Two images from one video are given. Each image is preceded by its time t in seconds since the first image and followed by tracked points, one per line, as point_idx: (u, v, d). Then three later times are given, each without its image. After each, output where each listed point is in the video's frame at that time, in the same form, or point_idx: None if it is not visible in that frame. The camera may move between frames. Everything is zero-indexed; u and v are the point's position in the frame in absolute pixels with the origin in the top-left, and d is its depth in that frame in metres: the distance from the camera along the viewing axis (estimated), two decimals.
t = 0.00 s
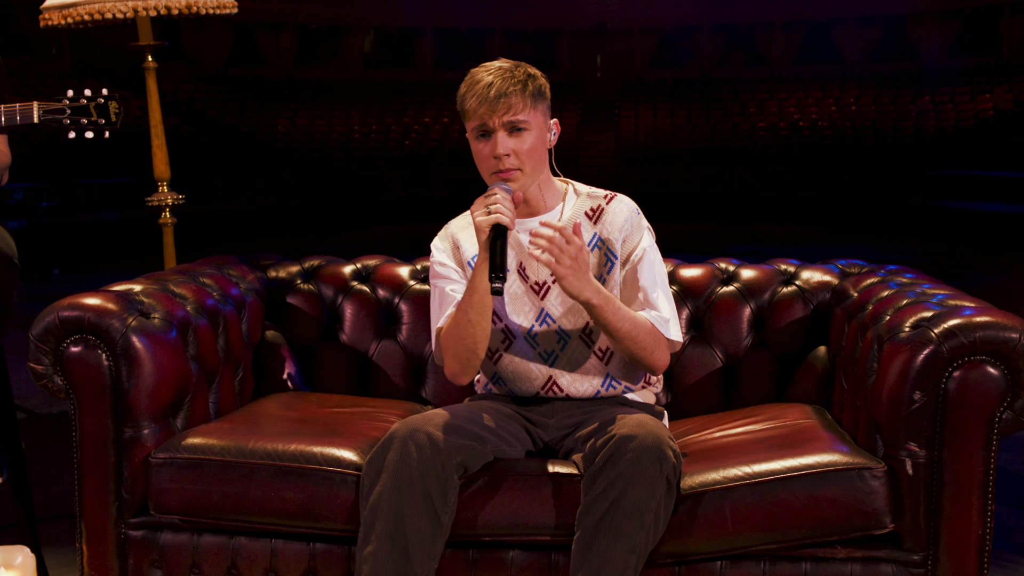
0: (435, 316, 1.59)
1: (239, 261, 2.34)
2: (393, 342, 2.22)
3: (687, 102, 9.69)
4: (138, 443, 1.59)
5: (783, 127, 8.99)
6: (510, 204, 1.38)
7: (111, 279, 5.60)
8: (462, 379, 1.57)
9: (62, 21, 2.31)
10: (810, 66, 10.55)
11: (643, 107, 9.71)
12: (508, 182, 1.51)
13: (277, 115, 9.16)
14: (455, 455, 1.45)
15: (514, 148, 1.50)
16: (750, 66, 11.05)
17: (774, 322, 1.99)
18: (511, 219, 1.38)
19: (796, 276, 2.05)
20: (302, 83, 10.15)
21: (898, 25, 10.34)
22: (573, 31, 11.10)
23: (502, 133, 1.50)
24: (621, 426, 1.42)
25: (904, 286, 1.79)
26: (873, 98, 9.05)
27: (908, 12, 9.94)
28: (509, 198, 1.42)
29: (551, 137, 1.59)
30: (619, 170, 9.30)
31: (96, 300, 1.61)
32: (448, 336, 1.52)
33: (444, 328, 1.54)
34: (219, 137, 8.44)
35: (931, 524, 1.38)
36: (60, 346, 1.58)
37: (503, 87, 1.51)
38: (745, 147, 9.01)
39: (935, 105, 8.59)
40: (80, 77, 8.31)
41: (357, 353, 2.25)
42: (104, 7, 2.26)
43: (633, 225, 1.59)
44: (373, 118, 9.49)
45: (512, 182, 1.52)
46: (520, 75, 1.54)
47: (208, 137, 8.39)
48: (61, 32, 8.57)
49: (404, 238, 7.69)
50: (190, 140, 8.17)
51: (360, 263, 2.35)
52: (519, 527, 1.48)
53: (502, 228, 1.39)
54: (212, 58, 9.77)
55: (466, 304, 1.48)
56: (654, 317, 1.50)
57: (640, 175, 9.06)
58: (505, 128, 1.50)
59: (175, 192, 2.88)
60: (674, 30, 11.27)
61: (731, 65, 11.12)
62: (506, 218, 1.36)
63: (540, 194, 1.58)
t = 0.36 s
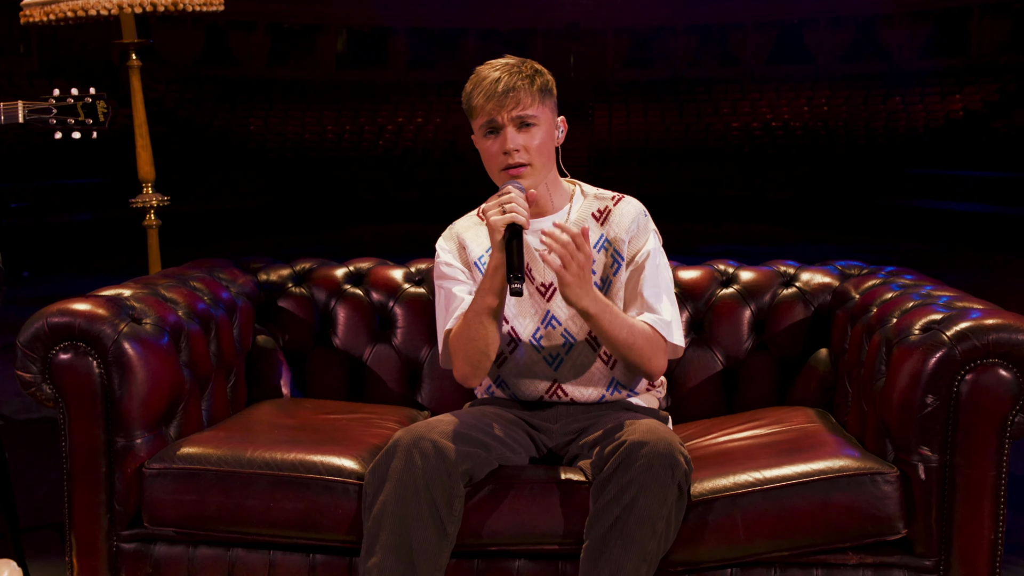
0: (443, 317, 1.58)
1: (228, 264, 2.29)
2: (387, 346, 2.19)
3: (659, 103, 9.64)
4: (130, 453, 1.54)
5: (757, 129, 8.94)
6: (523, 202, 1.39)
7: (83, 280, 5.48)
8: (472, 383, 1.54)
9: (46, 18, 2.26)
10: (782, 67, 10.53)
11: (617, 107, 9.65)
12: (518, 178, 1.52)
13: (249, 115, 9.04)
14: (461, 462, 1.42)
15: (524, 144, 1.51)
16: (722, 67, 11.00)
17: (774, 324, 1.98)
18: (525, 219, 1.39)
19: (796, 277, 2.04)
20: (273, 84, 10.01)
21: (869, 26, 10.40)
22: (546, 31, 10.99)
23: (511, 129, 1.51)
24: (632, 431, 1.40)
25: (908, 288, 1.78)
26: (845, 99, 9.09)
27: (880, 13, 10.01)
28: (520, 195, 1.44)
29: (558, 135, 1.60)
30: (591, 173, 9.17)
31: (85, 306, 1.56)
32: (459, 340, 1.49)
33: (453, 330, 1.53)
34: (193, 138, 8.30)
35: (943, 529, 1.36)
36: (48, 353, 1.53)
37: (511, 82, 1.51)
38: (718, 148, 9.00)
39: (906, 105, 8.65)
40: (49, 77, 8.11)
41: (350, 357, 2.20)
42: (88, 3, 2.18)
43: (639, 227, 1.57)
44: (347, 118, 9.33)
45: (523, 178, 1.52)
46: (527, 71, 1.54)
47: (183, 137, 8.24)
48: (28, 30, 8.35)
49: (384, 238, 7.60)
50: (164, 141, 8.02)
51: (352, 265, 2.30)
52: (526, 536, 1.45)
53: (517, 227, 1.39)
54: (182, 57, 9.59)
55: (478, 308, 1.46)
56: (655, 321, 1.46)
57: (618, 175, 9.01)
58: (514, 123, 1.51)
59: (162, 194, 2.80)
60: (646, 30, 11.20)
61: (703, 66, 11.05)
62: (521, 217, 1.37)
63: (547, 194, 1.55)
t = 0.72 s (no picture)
0: (447, 321, 1.57)
1: (217, 269, 2.24)
2: (381, 352, 2.14)
3: (633, 104, 9.60)
4: (122, 466, 1.49)
5: (729, 130, 8.91)
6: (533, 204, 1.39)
7: (53, 284, 5.33)
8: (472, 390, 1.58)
9: (25, 15, 2.18)
10: (755, 70, 10.50)
11: (591, 108, 9.59)
12: (524, 178, 1.52)
13: (220, 115, 8.90)
14: (466, 473, 1.39)
15: (532, 143, 1.51)
16: (695, 69, 10.96)
17: (774, 328, 1.97)
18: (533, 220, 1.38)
19: (794, 281, 2.02)
20: (244, 84, 9.85)
21: (839, 28, 10.43)
22: (519, 32, 10.83)
23: (518, 128, 1.51)
24: (641, 440, 1.38)
25: (907, 291, 1.78)
26: (817, 99, 9.09)
27: (849, 14, 10.06)
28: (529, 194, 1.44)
29: (562, 134, 1.61)
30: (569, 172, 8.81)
31: (75, 314, 1.51)
32: (464, 345, 1.48)
33: (458, 335, 1.52)
34: (166, 139, 8.16)
35: (955, 536, 1.35)
36: (34, 363, 1.48)
37: (516, 82, 1.52)
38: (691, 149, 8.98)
39: (877, 107, 8.68)
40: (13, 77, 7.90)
41: (343, 364, 2.16)
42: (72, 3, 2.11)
43: (646, 233, 1.57)
44: (318, 118, 9.19)
45: (531, 178, 1.52)
46: (531, 70, 1.54)
47: (155, 139, 8.10)
48: None
49: (362, 240, 7.50)
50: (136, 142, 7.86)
51: (344, 270, 2.26)
52: (531, 547, 1.42)
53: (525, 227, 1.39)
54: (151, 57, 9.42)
55: (485, 311, 1.45)
56: (664, 336, 1.48)
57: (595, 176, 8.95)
58: (521, 123, 1.51)
59: (145, 197, 2.73)
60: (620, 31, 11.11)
61: (676, 67, 10.99)
62: (531, 219, 1.37)
63: (554, 197, 1.57)
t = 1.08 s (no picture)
0: (449, 328, 1.56)
1: (204, 274, 2.19)
2: (373, 358, 2.10)
3: (604, 106, 9.61)
4: (112, 478, 1.45)
5: (700, 130, 8.95)
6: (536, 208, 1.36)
7: (23, 287, 5.21)
8: (476, 398, 1.58)
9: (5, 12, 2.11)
10: (724, 71, 10.54)
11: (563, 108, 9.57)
12: (524, 181, 1.49)
13: (190, 115, 8.80)
14: (472, 483, 1.36)
15: (530, 146, 1.48)
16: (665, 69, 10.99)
17: (772, 331, 1.95)
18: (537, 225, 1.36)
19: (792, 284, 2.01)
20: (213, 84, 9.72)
21: (808, 29, 10.50)
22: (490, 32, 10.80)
23: (516, 131, 1.48)
24: (648, 448, 1.35)
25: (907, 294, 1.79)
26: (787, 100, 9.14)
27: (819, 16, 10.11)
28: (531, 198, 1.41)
29: (564, 135, 1.58)
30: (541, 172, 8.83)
31: (63, 321, 1.46)
32: (469, 350, 1.47)
33: (462, 340, 1.51)
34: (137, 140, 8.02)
35: (964, 542, 1.34)
36: (18, 372, 1.42)
37: (514, 84, 1.49)
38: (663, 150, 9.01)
39: (846, 109, 8.77)
40: None
41: (334, 370, 2.12)
42: None
43: (652, 238, 1.58)
44: (289, 119, 9.11)
45: (531, 180, 1.49)
46: (530, 70, 1.51)
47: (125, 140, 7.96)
48: None
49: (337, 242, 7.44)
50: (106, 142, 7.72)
51: (335, 274, 2.22)
52: (537, 557, 1.39)
53: (529, 233, 1.36)
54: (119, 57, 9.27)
55: (490, 315, 1.43)
56: (669, 342, 1.49)
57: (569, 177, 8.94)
58: (519, 125, 1.48)
59: (127, 200, 2.65)
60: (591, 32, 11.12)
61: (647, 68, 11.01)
62: (535, 224, 1.34)
63: (557, 201, 1.57)
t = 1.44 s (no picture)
0: (443, 331, 1.53)
1: (186, 279, 2.14)
2: (361, 364, 2.06)
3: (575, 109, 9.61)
4: (95, 492, 1.40)
5: (670, 133, 8.99)
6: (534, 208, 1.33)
7: None
8: (469, 404, 1.55)
9: None
10: (693, 74, 10.59)
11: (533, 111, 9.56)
12: (520, 181, 1.46)
13: (157, 118, 8.69)
14: (470, 493, 1.33)
15: (527, 146, 1.46)
16: (635, 72, 11.03)
17: (764, 335, 1.94)
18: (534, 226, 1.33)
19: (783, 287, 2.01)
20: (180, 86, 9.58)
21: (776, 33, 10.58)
22: (460, 35, 10.77)
23: (514, 131, 1.45)
24: (650, 455, 1.33)
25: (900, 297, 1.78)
26: (756, 103, 9.19)
27: (787, 19, 10.16)
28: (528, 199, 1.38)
29: (560, 137, 1.56)
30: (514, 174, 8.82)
31: (43, 329, 1.41)
32: (464, 355, 1.43)
33: (457, 345, 1.47)
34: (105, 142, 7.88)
35: (967, 548, 1.33)
36: None
37: (511, 83, 1.46)
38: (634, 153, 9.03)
39: (814, 111, 8.84)
40: None
41: (320, 377, 2.07)
42: None
43: (648, 242, 1.56)
44: (258, 122, 9.02)
45: (528, 181, 1.47)
46: (528, 69, 1.49)
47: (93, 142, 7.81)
48: None
49: (312, 244, 7.36)
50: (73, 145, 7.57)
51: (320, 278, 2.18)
52: (536, 567, 1.37)
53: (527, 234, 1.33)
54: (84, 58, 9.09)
55: (486, 320, 1.40)
56: (668, 348, 1.47)
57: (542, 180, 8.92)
58: (516, 125, 1.45)
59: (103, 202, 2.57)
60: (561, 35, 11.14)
61: (617, 71, 11.04)
62: (533, 225, 1.31)
63: (553, 204, 1.54)
